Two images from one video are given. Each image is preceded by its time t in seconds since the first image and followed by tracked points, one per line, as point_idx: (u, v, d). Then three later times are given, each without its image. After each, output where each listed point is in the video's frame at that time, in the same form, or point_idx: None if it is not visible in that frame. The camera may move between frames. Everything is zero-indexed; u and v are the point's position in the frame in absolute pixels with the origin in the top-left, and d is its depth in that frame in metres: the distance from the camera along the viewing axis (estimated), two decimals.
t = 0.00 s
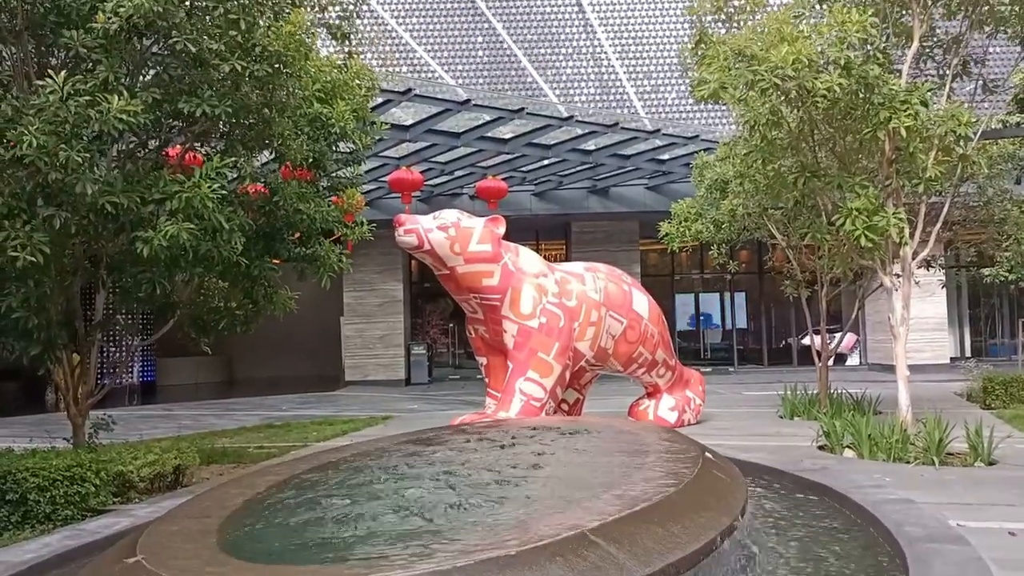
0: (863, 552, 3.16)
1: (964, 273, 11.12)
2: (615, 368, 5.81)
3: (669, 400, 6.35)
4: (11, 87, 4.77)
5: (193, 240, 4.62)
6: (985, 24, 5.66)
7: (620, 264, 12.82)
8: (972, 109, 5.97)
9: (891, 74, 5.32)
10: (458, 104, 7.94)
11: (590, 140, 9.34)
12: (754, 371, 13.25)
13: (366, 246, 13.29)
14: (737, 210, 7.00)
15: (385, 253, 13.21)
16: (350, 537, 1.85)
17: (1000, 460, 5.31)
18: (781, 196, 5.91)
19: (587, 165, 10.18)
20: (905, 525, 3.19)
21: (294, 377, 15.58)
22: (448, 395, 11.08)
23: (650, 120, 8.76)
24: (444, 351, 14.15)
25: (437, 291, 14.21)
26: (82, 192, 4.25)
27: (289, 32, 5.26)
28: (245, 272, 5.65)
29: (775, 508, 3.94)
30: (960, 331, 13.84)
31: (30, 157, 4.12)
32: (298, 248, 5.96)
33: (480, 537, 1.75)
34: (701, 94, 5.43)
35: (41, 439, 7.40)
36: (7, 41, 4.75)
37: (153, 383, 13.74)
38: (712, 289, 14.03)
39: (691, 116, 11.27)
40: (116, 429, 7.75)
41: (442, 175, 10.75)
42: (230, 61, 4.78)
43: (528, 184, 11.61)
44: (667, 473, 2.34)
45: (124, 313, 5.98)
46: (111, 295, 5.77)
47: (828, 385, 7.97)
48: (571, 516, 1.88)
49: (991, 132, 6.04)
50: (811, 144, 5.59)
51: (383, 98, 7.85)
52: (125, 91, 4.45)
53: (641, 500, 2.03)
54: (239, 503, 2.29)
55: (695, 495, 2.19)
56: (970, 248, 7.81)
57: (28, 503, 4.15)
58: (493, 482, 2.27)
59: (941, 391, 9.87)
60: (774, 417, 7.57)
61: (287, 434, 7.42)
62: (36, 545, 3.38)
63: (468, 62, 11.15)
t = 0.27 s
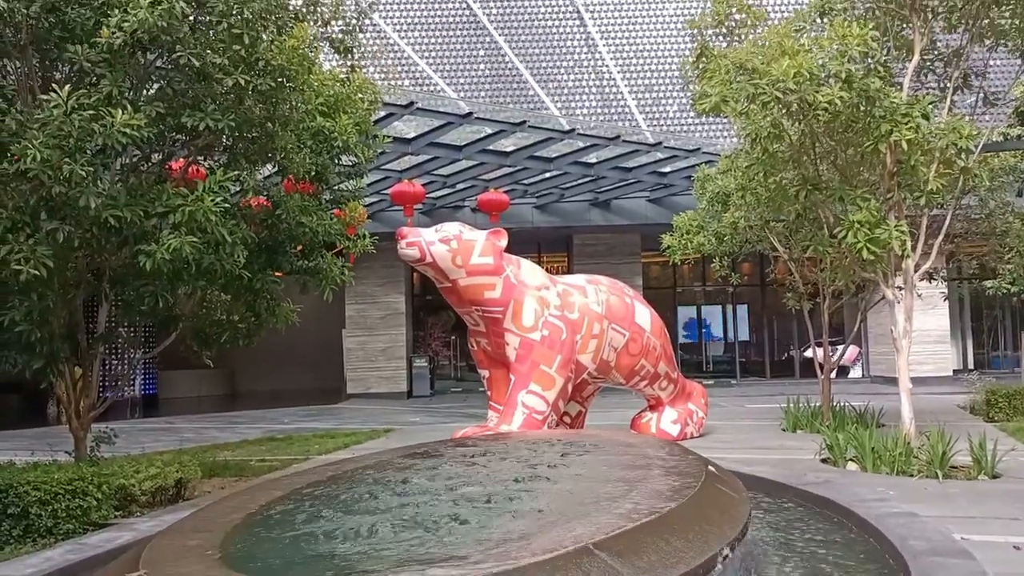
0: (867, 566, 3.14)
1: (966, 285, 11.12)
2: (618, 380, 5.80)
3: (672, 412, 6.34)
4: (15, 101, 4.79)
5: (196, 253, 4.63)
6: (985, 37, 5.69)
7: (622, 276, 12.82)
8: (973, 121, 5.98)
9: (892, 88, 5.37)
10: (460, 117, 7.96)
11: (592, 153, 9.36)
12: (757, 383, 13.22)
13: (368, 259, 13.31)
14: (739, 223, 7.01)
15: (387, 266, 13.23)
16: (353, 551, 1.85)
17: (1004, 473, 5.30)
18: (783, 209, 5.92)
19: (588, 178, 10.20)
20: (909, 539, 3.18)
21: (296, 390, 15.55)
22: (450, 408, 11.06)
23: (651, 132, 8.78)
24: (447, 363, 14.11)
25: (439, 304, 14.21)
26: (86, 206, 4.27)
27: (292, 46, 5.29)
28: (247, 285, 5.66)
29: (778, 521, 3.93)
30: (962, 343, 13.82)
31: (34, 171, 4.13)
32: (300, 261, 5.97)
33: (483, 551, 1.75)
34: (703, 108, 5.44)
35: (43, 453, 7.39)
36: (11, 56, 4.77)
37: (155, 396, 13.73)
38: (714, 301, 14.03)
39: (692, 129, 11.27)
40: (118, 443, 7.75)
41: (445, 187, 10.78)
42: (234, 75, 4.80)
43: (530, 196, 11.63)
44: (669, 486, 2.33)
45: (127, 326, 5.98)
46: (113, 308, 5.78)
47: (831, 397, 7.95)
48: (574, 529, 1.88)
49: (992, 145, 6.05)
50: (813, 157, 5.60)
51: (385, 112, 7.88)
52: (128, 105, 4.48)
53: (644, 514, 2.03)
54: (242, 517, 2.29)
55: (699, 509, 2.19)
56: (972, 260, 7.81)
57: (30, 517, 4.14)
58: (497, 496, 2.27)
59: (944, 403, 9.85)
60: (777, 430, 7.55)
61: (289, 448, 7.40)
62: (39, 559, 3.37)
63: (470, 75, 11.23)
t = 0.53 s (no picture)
0: None
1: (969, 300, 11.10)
2: (620, 396, 5.79)
3: (675, 429, 6.31)
4: (19, 119, 4.81)
5: (198, 270, 4.64)
6: (985, 54, 5.71)
7: (624, 291, 12.81)
8: (974, 137, 6.00)
9: (892, 104, 5.40)
10: (463, 134, 7.99)
11: (594, 168, 9.38)
12: (760, 399, 13.18)
13: (370, 275, 13.32)
14: (741, 238, 7.01)
15: (389, 282, 13.24)
16: (356, 569, 1.84)
17: (1008, 489, 5.27)
18: (785, 225, 5.92)
19: (590, 193, 10.22)
20: (914, 556, 3.15)
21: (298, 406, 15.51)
22: (452, 424, 11.04)
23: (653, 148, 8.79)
24: (449, 379, 14.06)
25: (441, 319, 14.21)
26: (89, 222, 4.28)
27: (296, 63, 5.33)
28: (249, 301, 5.68)
29: (783, 539, 3.90)
30: (966, 359, 13.78)
31: (38, 187, 4.15)
32: (303, 277, 5.97)
33: (486, 569, 1.74)
34: (704, 124, 5.45)
35: (44, 470, 7.37)
36: (16, 74, 4.78)
37: (157, 413, 13.70)
38: (716, 316, 14.02)
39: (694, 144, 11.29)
40: (119, 460, 7.72)
41: (447, 204, 10.80)
42: (236, 92, 4.84)
43: (531, 212, 11.64)
44: (672, 502, 2.33)
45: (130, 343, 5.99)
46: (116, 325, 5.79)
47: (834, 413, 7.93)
48: (578, 547, 1.87)
49: (994, 160, 6.06)
50: (815, 172, 5.60)
51: (388, 128, 7.91)
52: (132, 122, 4.50)
53: (648, 531, 2.01)
54: (243, 535, 2.28)
55: (703, 527, 2.18)
56: (974, 276, 7.80)
57: (32, 534, 4.12)
58: (498, 513, 2.26)
59: (948, 419, 9.81)
60: (780, 446, 7.52)
61: (290, 464, 7.38)
62: None
63: (473, 91, 11.35)
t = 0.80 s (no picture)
0: None
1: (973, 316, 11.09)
2: (624, 414, 5.77)
3: (678, 446, 6.29)
4: (24, 138, 4.84)
5: (202, 287, 4.65)
6: (986, 70, 5.73)
7: (627, 308, 12.81)
8: (976, 153, 6.01)
9: (894, 120, 5.44)
10: (465, 151, 8.01)
11: (596, 185, 9.41)
12: (763, 416, 13.14)
13: (373, 292, 13.33)
14: (744, 255, 7.01)
15: (391, 299, 13.24)
16: None
17: (1014, 507, 5.24)
18: (788, 242, 5.93)
19: (593, 210, 10.24)
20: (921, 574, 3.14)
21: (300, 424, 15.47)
22: (455, 442, 11.01)
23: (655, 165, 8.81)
24: (451, 397, 14.04)
25: (444, 336, 14.20)
26: (93, 241, 4.29)
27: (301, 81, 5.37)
28: (252, 318, 5.69)
29: (788, 557, 3.88)
30: (970, 375, 13.73)
31: (41, 206, 4.17)
32: (306, 294, 5.98)
33: None
34: (706, 141, 5.46)
35: (46, 488, 7.36)
36: (21, 93, 4.81)
37: (159, 431, 13.69)
38: (719, 332, 14.00)
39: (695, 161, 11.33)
40: (121, 478, 7.71)
41: (450, 221, 10.82)
42: (240, 111, 4.84)
43: (534, 229, 11.65)
44: (680, 520, 2.32)
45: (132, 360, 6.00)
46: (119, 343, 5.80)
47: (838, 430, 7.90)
48: (583, 565, 1.87)
49: (996, 176, 6.06)
50: (817, 189, 5.60)
51: (390, 146, 7.94)
52: (136, 141, 4.52)
53: (653, 549, 2.01)
54: (246, 554, 2.28)
55: (709, 544, 2.17)
56: (977, 292, 7.80)
57: (32, 553, 4.08)
58: (503, 531, 2.25)
59: (953, 436, 9.76)
60: (785, 463, 7.49)
61: (293, 483, 7.36)
62: None
63: (476, 109, 11.46)
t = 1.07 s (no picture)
0: None
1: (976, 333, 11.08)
2: (626, 432, 5.77)
3: (681, 465, 6.28)
4: (29, 159, 4.88)
5: (205, 308, 4.66)
6: (986, 89, 5.75)
7: (629, 326, 12.81)
8: (977, 171, 6.03)
9: (895, 140, 5.46)
10: (467, 170, 8.04)
11: (598, 204, 9.44)
12: (767, 434, 13.10)
13: (375, 310, 13.34)
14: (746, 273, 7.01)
15: (394, 317, 13.25)
16: None
17: (1020, 526, 5.21)
18: (789, 260, 5.95)
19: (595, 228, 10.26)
20: None
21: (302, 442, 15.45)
22: (457, 460, 10.99)
23: (656, 183, 8.84)
24: (454, 415, 14.03)
25: (446, 354, 14.20)
26: (97, 262, 4.30)
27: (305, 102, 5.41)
28: (255, 338, 5.69)
29: None
30: (974, 392, 13.69)
31: (46, 228, 4.18)
32: (308, 313, 6.00)
33: None
34: (707, 160, 5.48)
35: (49, 508, 7.35)
36: (27, 115, 4.84)
37: (161, 450, 13.67)
38: (721, 349, 13.99)
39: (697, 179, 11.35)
40: (124, 498, 7.70)
41: (452, 239, 10.85)
42: (245, 132, 4.91)
43: (536, 247, 11.67)
44: (682, 543, 2.32)
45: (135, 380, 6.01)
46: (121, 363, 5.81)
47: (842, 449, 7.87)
48: None
49: (997, 194, 6.07)
50: (818, 208, 5.62)
51: (393, 165, 7.98)
52: (141, 162, 4.56)
53: (655, 571, 2.01)
54: None
55: (712, 566, 2.17)
56: (979, 309, 7.80)
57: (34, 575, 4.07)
58: (505, 555, 2.25)
59: (957, 454, 9.73)
60: (788, 482, 7.46)
61: (295, 502, 7.35)
62: None
63: (479, 128, 11.55)
